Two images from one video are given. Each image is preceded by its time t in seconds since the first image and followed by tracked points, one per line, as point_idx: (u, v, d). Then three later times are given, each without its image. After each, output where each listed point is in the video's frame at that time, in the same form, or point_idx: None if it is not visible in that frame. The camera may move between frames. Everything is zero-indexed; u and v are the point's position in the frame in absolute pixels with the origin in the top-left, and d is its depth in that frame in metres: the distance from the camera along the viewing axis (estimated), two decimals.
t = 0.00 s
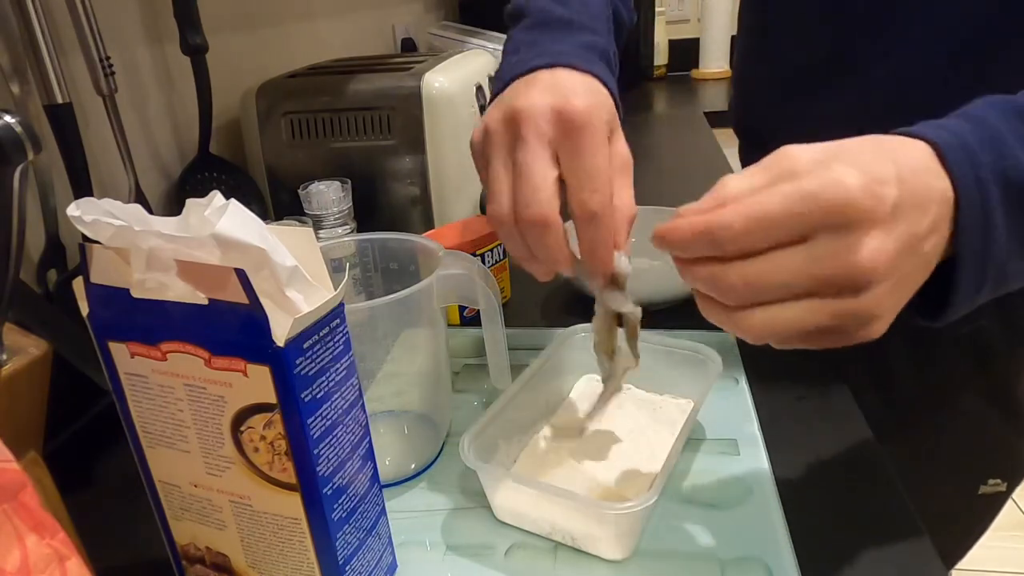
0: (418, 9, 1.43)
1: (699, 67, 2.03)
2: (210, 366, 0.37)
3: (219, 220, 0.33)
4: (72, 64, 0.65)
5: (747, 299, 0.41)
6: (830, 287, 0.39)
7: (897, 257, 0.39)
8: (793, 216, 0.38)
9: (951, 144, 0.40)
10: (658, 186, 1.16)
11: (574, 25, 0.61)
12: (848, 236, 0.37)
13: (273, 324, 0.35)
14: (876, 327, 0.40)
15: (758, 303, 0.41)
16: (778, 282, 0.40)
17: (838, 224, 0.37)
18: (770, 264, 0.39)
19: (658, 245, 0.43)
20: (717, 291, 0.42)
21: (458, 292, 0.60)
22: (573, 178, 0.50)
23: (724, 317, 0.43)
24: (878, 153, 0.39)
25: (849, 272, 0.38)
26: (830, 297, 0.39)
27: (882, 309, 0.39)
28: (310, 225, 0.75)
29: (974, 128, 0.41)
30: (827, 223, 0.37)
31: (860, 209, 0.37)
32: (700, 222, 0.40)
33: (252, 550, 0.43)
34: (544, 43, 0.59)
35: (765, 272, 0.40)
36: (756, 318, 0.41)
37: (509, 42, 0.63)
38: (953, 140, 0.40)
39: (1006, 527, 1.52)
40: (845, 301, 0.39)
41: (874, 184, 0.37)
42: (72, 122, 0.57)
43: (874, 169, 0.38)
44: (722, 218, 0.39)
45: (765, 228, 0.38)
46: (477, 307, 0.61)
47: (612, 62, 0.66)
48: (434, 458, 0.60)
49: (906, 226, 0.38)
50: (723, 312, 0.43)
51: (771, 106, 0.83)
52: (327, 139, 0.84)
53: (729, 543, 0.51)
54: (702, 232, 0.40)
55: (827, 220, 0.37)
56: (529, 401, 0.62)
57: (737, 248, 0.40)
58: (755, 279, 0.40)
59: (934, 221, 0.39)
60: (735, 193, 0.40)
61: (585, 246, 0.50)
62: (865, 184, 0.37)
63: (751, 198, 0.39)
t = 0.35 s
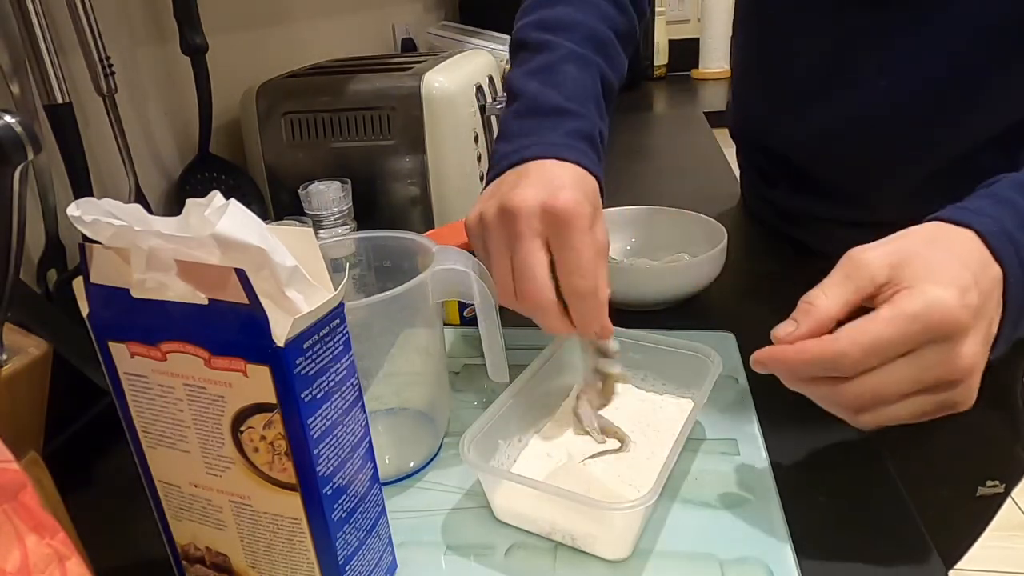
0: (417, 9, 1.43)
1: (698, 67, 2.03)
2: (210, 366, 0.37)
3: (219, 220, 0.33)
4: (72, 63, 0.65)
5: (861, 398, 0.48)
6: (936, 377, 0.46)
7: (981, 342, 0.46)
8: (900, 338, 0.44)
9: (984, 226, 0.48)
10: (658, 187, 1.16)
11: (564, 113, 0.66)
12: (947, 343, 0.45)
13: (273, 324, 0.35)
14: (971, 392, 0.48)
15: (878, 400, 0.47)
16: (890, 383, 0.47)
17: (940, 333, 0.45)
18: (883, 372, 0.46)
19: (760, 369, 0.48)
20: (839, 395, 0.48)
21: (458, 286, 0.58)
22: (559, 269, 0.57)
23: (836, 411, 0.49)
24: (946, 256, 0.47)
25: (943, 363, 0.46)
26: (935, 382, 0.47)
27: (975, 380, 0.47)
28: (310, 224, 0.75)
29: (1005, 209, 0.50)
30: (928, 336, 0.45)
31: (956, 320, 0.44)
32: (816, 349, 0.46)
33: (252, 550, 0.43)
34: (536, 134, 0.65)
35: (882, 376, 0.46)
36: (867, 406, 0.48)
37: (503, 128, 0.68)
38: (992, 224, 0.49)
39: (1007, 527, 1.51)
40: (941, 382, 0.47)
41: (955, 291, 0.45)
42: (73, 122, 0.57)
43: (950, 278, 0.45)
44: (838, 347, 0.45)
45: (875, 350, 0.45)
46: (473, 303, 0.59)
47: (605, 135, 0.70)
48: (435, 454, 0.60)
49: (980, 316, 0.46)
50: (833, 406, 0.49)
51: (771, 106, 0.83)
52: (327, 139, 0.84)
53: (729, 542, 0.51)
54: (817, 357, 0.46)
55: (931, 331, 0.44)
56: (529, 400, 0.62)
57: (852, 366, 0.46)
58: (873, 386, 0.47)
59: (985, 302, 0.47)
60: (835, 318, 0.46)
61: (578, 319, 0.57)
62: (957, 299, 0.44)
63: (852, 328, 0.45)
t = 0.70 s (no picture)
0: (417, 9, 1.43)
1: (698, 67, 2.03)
2: (210, 366, 0.37)
3: (218, 220, 0.33)
4: (71, 63, 0.65)
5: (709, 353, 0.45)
6: (774, 330, 0.42)
7: (841, 296, 0.41)
8: (725, 296, 0.42)
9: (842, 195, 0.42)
10: (658, 187, 1.16)
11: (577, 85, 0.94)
12: (775, 299, 0.41)
13: (273, 324, 0.35)
14: (837, 344, 0.41)
15: (725, 357, 0.44)
16: (736, 339, 0.43)
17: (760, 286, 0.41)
18: (701, 328, 0.43)
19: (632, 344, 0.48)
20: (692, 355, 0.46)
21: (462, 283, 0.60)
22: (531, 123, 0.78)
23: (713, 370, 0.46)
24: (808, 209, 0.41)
25: (787, 319, 0.41)
26: (783, 339, 0.42)
27: (837, 334, 0.41)
28: (310, 225, 0.75)
29: (899, 172, 0.42)
30: (745, 290, 0.41)
31: (745, 267, 0.41)
32: (654, 303, 0.45)
33: (251, 550, 0.43)
34: (566, 38, 0.93)
35: (715, 332, 0.43)
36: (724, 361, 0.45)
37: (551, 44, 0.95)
38: (881, 188, 0.42)
39: (1007, 527, 1.51)
40: (792, 338, 0.42)
41: (798, 251, 0.40)
42: (73, 122, 0.57)
43: (790, 246, 0.40)
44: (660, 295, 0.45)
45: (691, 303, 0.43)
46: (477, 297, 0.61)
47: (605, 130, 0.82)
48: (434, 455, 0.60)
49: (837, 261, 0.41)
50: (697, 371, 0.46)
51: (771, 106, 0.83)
52: (327, 139, 0.84)
53: (729, 542, 0.51)
54: (651, 306, 0.46)
55: (733, 272, 0.42)
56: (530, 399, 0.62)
57: (689, 332, 0.44)
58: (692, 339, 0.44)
59: (857, 254, 0.41)
60: (676, 277, 0.44)
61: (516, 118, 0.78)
62: (784, 257, 0.40)
63: (695, 283, 0.43)
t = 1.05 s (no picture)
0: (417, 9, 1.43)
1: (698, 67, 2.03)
2: (210, 366, 0.37)
3: (219, 219, 0.33)
4: (71, 63, 0.65)
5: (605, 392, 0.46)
6: (650, 368, 0.42)
7: (715, 321, 0.41)
8: (590, 346, 0.44)
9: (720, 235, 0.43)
10: (658, 188, 1.16)
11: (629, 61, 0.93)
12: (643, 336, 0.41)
13: (273, 324, 0.35)
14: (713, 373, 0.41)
15: (618, 396, 0.45)
16: (621, 377, 0.44)
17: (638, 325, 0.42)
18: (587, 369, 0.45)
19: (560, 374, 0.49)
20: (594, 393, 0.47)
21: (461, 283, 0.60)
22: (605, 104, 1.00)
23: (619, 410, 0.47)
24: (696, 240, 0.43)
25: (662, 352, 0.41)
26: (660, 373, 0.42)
27: (710, 369, 0.41)
28: (310, 224, 0.75)
29: (778, 198, 0.42)
30: (617, 329, 0.42)
31: (606, 304, 0.42)
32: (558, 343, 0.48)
33: (251, 551, 0.43)
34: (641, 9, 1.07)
35: (595, 375, 0.45)
36: (617, 401, 0.45)
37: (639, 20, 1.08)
38: (748, 218, 0.42)
39: (1006, 527, 1.52)
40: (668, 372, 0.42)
41: (665, 284, 0.41)
42: (73, 123, 0.57)
43: (662, 283, 0.42)
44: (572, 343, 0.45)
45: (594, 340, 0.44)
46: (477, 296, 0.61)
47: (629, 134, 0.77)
48: (431, 458, 0.59)
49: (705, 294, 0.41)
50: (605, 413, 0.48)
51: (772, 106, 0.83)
52: (327, 139, 0.84)
53: (729, 543, 0.51)
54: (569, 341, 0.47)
55: (597, 312, 0.43)
56: (530, 397, 0.62)
57: (582, 375, 0.45)
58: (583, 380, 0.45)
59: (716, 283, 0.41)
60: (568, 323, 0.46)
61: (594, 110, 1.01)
62: (640, 296, 0.41)
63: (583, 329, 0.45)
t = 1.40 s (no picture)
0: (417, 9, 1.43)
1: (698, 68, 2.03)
2: (210, 366, 0.37)
3: (219, 220, 0.33)
4: (71, 63, 0.65)
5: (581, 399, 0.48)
6: (609, 364, 0.44)
7: (659, 319, 0.43)
8: (557, 352, 0.47)
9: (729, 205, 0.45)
10: (658, 188, 1.16)
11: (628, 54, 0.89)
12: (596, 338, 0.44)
13: (273, 324, 0.35)
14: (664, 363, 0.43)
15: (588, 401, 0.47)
16: (588, 379, 0.46)
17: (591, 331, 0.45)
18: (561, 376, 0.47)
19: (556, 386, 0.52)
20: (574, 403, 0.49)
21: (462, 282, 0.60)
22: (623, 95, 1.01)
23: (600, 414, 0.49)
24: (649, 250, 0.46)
25: (611, 348, 0.44)
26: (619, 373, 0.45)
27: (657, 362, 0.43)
28: (310, 225, 0.75)
29: (717, 218, 0.45)
30: (577, 332, 0.45)
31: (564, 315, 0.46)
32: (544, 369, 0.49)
33: (251, 551, 0.43)
34: None
35: (570, 382, 0.47)
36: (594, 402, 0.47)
37: None
38: (691, 236, 0.45)
39: (1006, 527, 1.52)
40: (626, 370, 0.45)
41: (618, 291, 0.45)
42: (73, 123, 0.57)
43: (614, 291, 0.45)
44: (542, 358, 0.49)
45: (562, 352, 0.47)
46: (477, 296, 0.61)
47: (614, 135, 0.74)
48: (431, 458, 0.59)
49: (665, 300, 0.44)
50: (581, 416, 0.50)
51: (771, 106, 0.83)
52: (327, 139, 0.84)
53: (728, 542, 0.51)
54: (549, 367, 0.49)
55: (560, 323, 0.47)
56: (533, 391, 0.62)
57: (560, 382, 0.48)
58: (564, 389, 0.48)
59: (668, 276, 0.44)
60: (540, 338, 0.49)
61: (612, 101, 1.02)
62: (597, 303, 0.45)
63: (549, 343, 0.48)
